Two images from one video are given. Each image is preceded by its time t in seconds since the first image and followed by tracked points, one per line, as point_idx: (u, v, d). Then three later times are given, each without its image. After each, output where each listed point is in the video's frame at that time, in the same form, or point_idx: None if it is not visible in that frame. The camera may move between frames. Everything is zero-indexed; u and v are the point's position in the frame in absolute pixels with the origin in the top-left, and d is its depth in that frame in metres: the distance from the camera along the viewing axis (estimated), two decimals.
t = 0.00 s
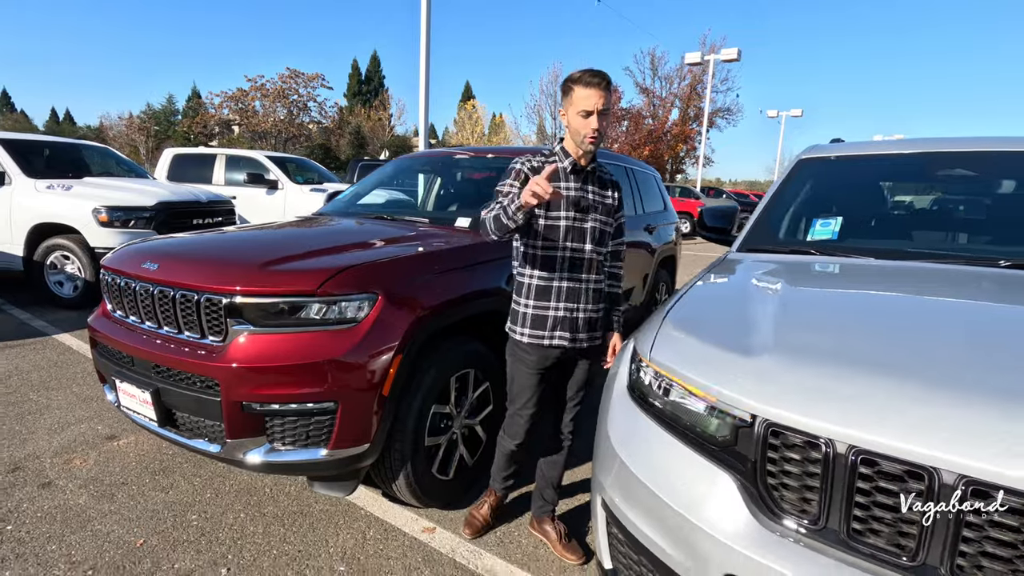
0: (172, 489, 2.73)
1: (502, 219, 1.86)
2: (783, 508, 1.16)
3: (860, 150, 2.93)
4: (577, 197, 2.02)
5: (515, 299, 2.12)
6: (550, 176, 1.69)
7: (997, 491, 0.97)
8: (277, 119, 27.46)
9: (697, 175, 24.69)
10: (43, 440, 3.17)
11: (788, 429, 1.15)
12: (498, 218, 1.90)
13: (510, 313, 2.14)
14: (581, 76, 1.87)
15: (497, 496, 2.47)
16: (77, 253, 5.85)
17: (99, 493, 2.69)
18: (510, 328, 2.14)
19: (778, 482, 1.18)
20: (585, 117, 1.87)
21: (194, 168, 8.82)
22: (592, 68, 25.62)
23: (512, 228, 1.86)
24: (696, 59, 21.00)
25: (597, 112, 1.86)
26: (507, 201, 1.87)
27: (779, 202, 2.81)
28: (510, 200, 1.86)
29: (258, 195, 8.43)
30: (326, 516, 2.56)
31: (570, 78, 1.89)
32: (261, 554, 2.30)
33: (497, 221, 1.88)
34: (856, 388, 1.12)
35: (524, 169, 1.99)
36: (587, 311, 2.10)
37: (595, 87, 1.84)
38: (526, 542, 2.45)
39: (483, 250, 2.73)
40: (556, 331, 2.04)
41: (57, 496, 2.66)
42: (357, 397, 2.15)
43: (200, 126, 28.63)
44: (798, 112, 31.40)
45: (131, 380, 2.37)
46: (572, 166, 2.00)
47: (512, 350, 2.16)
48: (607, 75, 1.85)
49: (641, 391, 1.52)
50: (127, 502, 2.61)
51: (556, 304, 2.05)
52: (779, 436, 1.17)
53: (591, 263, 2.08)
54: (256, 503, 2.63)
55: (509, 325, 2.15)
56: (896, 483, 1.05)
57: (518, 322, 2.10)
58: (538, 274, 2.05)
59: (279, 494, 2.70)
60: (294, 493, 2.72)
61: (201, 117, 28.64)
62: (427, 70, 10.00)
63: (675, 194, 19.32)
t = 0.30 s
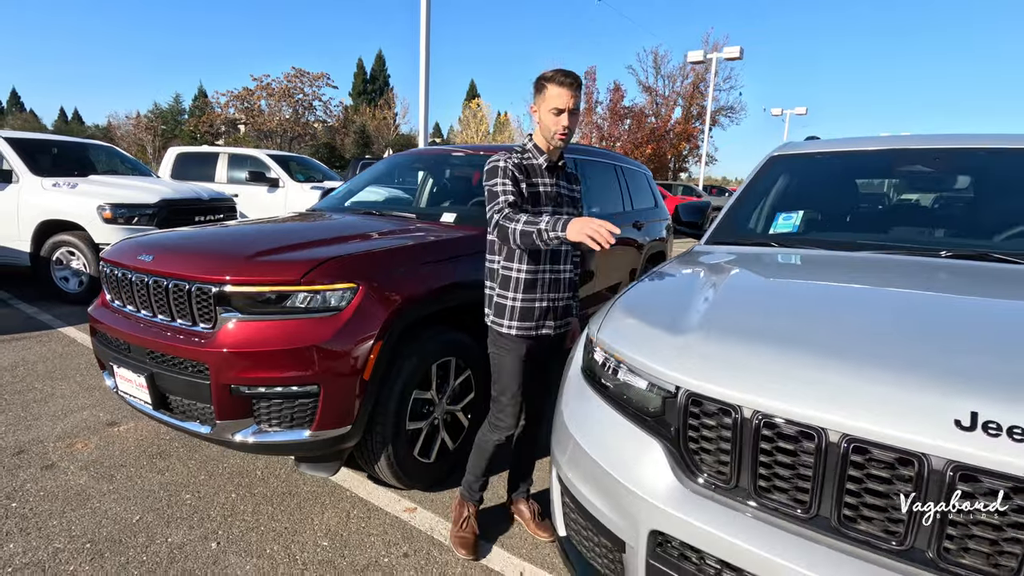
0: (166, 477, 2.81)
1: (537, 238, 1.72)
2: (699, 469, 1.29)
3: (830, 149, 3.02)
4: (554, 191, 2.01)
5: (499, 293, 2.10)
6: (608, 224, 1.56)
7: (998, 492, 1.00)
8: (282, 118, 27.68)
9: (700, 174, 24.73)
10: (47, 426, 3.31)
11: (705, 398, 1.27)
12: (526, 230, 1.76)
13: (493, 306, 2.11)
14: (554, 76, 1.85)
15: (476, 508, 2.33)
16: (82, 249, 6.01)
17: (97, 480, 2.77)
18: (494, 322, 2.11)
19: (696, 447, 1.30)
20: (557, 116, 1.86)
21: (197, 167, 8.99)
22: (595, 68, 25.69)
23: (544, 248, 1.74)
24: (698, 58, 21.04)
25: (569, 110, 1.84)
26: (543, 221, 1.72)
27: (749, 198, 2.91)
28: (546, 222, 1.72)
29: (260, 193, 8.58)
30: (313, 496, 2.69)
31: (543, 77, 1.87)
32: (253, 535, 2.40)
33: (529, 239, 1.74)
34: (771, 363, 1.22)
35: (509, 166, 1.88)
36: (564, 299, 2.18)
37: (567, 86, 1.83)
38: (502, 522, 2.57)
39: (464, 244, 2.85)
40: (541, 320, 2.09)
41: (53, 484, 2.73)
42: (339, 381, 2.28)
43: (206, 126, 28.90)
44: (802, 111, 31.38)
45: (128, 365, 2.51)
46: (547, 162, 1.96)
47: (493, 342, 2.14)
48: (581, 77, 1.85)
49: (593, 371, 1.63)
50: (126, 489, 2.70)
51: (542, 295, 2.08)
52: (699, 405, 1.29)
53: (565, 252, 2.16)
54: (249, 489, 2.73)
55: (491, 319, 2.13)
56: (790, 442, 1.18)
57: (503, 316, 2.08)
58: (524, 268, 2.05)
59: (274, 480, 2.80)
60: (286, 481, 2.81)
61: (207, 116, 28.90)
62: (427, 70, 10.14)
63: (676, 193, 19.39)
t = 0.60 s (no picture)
0: (169, 475, 2.79)
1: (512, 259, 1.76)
2: (630, 436, 1.43)
3: (800, 145, 3.11)
4: (521, 187, 2.02)
5: (472, 287, 2.11)
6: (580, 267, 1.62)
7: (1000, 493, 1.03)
8: (288, 117, 27.90)
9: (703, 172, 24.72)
10: (50, 411, 3.46)
11: (637, 371, 1.38)
12: (499, 242, 1.78)
13: (467, 300, 2.13)
14: (522, 73, 1.84)
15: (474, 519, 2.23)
16: (86, 244, 6.17)
17: (102, 480, 2.73)
18: (466, 315, 2.13)
19: (628, 416, 1.44)
20: (524, 114, 1.88)
21: (201, 164, 9.15)
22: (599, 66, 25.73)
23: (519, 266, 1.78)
24: (701, 55, 21.03)
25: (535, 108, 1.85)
26: (520, 244, 1.75)
27: (720, 193, 3.02)
28: (522, 245, 1.75)
29: (261, 189, 8.71)
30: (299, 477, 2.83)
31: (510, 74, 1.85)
32: (255, 538, 2.37)
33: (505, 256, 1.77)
34: (692, 338, 1.34)
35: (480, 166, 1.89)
36: (535, 291, 2.21)
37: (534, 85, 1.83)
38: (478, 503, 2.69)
39: (445, 236, 2.97)
40: (514, 313, 2.12)
41: (54, 480, 2.73)
42: (321, 365, 2.40)
43: (212, 124, 29.16)
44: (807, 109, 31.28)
45: (123, 350, 2.64)
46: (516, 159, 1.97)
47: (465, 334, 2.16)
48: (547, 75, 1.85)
49: (547, 352, 1.74)
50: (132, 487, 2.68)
51: (515, 290, 2.10)
52: (630, 377, 1.41)
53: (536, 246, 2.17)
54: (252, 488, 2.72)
55: (464, 312, 2.14)
56: (705, 409, 1.31)
57: (476, 310, 2.10)
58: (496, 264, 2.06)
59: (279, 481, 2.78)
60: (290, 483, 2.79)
61: (213, 115, 29.15)
62: (427, 68, 10.24)
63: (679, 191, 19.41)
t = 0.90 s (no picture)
0: (169, 474, 2.80)
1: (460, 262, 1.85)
2: (562, 408, 1.54)
3: (767, 139, 3.19)
4: (473, 180, 2.08)
5: (431, 285, 2.14)
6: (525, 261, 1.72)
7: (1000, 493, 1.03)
8: (291, 116, 28.07)
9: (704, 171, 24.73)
10: (43, 398, 3.58)
11: (568, 347, 1.50)
12: (447, 243, 1.87)
13: (428, 299, 2.15)
14: (462, 65, 1.89)
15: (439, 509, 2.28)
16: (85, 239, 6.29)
17: (102, 480, 2.73)
18: (429, 314, 2.16)
19: (559, 389, 1.55)
20: (469, 104, 1.93)
21: (200, 161, 9.28)
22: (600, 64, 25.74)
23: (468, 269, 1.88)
24: (701, 54, 21.04)
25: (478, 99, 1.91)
26: (466, 248, 1.84)
27: (688, 185, 3.11)
28: (469, 248, 1.85)
29: (258, 186, 8.82)
30: (279, 462, 2.94)
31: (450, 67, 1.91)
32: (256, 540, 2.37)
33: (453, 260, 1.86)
34: (613, 316, 1.45)
35: (425, 163, 1.95)
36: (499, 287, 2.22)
37: (475, 76, 1.88)
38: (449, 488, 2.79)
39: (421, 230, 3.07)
40: (477, 309, 2.14)
41: (52, 480, 2.73)
42: (296, 350, 2.50)
43: (217, 122, 29.34)
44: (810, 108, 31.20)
45: (109, 337, 2.76)
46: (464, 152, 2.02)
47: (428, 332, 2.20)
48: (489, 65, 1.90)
49: (496, 336, 1.84)
50: (133, 487, 2.68)
51: (475, 286, 2.13)
52: (562, 352, 1.53)
53: (497, 240, 2.17)
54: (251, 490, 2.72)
55: (428, 311, 2.17)
56: (622, 379, 1.41)
57: (437, 308, 2.13)
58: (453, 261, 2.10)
59: (280, 481, 2.78)
60: (290, 483, 2.78)
61: (217, 113, 29.33)
62: (424, 66, 10.32)
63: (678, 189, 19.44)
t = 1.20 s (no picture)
0: (169, 474, 2.77)
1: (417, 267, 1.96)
2: (496, 385, 1.52)
3: (737, 133, 3.26)
4: (422, 172, 2.21)
5: (386, 281, 2.21)
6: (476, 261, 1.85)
7: (1000, 493, 0.95)
8: (291, 115, 28.18)
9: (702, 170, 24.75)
10: (32, 388, 3.68)
11: (499, 326, 1.48)
12: (400, 243, 1.99)
13: (384, 296, 2.22)
14: (398, 49, 2.09)
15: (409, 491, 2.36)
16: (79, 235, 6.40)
17: (102, 480, 2.70)
18: (386, 312, 2.24)
19: (493, 367, 1.52)
20: (409, 87, 2.10)
21: (196, 159, 9.39)
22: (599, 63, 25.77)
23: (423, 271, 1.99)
24: (699, 53, 21.06)
25: (416, 78, 2.08)
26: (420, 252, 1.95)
27: (659, 177, 3.20)
28: (422, 251, 1.96)
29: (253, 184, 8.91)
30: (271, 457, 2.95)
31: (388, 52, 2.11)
32: (260, 540, 2.35)
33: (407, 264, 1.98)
34: (543, 296, 1.43)
35: (372, 159, 2.07)
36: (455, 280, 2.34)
37: (410, 58, 2.07)
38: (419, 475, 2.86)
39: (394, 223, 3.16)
40: (435, 304, 2.23)
41: (52, 480, 2.70)
42: (268, 338, 2.59)
43: (218, 121, 29.49)
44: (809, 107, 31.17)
45: (92, 326, 2.86)
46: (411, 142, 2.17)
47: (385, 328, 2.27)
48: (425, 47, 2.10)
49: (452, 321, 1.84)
50: (133, 487, 2.66)
51: (432, 279, 2.21)
52: (496, 332, 1.50)
53: (449, 231, 2.34)
54: (251, 490, 2.70)
55: (384, 308, 2.23)
56: (543, 355, 1.38)
57: (393, 304, 2.20)
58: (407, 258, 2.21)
59: (280, 481, 2.76)
60: (290, 483, 2.77)
61: (218, 112, 29.48)
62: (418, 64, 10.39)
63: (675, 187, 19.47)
